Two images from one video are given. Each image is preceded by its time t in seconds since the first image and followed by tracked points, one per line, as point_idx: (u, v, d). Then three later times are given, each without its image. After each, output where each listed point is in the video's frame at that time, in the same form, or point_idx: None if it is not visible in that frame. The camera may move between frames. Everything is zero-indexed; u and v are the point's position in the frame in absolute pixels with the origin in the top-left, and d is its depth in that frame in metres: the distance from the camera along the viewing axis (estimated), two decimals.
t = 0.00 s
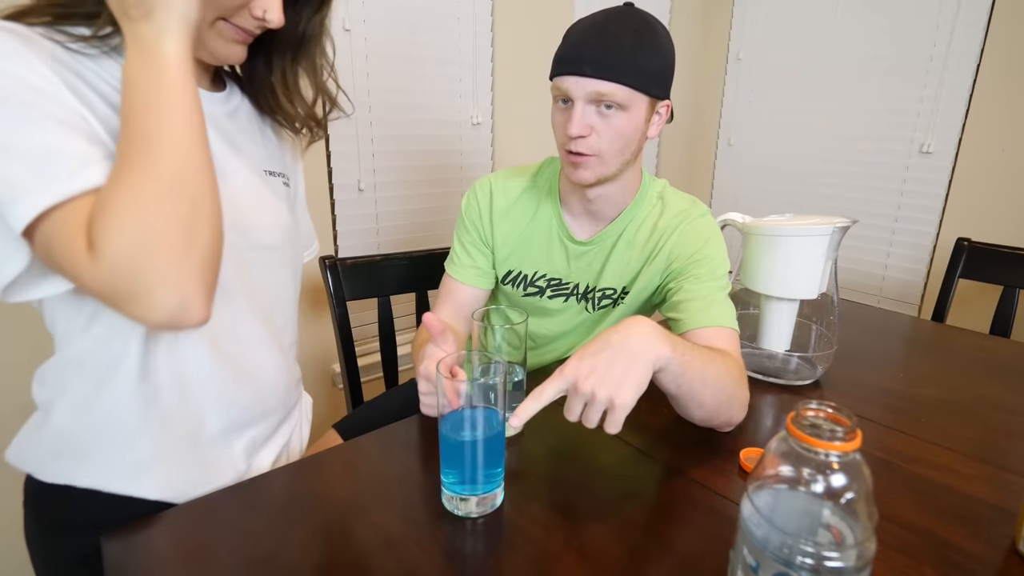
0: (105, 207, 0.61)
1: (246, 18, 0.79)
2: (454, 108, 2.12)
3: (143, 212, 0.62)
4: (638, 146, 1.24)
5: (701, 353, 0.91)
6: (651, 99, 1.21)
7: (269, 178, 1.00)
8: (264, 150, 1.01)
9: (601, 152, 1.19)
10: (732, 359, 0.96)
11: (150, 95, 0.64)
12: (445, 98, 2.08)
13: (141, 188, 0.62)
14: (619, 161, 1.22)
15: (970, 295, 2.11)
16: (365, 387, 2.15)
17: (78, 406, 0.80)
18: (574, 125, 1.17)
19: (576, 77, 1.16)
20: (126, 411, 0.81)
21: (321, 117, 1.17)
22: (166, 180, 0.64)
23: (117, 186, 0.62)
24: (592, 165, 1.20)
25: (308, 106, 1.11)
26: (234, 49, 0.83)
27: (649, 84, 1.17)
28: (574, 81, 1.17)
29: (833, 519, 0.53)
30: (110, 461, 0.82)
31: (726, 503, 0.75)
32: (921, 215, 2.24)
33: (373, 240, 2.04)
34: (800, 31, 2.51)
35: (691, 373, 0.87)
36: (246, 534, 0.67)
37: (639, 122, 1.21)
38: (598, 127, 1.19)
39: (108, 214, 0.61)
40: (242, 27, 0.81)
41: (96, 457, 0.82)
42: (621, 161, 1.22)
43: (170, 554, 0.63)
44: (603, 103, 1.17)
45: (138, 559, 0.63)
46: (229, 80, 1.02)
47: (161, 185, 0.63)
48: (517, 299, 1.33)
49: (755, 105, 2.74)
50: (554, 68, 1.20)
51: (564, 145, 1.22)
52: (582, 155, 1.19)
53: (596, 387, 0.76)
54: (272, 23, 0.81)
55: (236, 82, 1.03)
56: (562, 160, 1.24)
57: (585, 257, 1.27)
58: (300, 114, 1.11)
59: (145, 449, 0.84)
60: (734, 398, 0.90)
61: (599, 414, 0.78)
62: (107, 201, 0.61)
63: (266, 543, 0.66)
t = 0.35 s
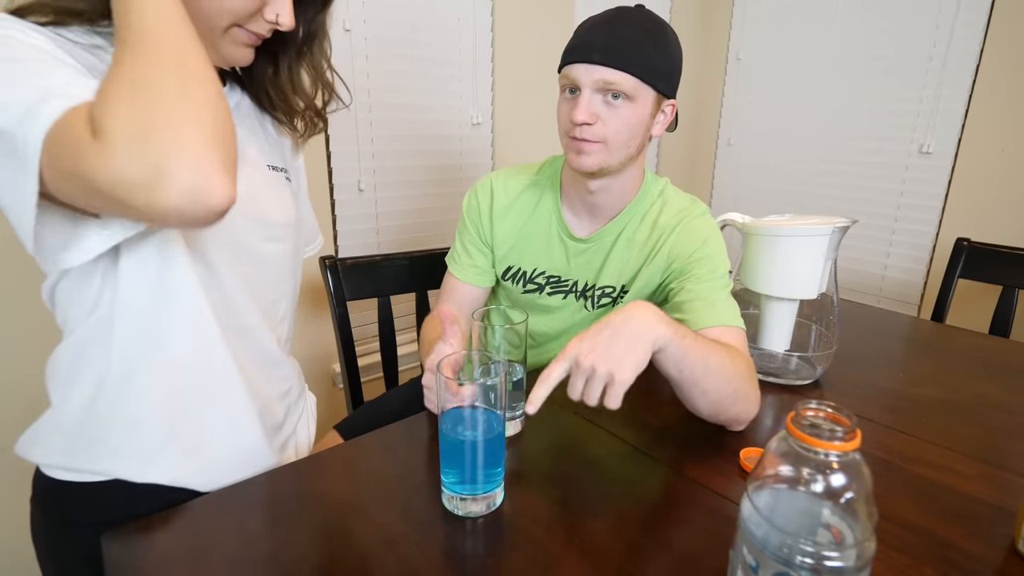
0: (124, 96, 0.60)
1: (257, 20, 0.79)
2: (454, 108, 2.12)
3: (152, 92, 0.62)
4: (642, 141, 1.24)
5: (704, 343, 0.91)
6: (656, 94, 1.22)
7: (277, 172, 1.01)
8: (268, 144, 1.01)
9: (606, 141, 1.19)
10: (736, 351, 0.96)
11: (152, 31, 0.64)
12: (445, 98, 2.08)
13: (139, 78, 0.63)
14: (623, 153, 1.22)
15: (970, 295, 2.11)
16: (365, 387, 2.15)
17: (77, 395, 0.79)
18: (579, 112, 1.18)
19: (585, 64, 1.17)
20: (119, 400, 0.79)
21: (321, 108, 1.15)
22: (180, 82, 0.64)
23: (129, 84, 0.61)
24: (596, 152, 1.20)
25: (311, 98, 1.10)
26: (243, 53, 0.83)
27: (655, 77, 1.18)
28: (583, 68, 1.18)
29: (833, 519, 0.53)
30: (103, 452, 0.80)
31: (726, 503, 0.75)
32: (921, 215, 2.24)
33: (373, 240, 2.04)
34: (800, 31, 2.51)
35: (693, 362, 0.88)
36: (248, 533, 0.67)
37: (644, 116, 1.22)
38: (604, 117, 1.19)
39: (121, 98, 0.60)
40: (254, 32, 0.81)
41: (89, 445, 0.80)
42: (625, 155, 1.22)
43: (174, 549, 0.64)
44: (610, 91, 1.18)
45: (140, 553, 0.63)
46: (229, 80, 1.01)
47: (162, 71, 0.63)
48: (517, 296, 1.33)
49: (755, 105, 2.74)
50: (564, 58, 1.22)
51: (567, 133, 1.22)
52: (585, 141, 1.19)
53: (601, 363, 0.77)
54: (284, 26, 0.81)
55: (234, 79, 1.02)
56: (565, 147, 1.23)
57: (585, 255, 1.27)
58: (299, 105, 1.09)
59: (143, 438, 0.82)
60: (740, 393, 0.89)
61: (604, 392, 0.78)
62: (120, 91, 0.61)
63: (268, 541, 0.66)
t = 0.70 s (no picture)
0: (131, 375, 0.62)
1: (273, 16, 0.77)
2: (454, 108, 2.12)
3: (166, 425, 0.64)
4: (638, 143, 1.23)
5: (686, 392, 0.94)
6: (654, 95, 1.22)
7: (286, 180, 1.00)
8: (276, 142, 1.01)
9: (599, 139, 1.19)
10: (724, 376, 0.99)
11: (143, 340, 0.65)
12: (446, 98, 2.08)
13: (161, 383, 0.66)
14: (618, 153, 1.21)
15: (970, 295, 2.11)
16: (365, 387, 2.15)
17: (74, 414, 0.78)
18: (575, 108, 1.18)
19: (583, 61, 1.18)
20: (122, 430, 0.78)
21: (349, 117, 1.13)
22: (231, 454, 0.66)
23: (156, 394, 0.64)
24: (587, 150, 1.19)
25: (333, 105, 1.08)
26: (259, 50, 0.80)
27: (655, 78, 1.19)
28: (582, 64, 1.19)
29: (833, 519, 0.53)
30: (98, 471, 0.79)
31: (726, 503, 0.75)
32: (921, 215, 2.24)
33: (373, 240, 2.04)
34: (801, 31, 2.51)
35: (662, 420, 0.89)
36: (250, 534, 0.67)
37: (642, 117, 1.22)
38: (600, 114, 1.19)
39: (119, 408, 0.62)
40: (270, 27, 0.79)
41: (86, 463, 0.79)
42: (619, 155, 1.21)
43: (172, 550, 0.64)
44: (607, 90, 1.18)
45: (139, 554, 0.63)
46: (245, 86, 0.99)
47: (215, 416, 0.65)
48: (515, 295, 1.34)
49: (755, 105, 2.74)
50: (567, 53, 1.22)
51: (564, 129, 1.22)
52: (579, 138, 1.19)
53: (553, 415, 0.86)
54: (299, 21, 0.80)
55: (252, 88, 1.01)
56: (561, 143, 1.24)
57: (582, 257, 1.27)
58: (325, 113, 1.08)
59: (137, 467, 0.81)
60: (730, 418, 0.90)
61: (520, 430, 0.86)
62: (122, 412, 0.62)
63: (267, 539, 0.66)
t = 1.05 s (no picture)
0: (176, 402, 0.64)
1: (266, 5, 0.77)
2: (454, 108, 2.12)
3: (221, 439, 0.65)
4: (633, 154, 1.22)
5: (697, 397, 0.92)
6: (655, 108, 1.21)
7: (287, 181, 0.99)
8: (281, 148, 1.01)
9: (591, 143, 1.20)
10: (736, 383, 0.97)
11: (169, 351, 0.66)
12: (446, 98, 2.08)
13: (218, 404, 0.68)
14: (611, 161, 1.21)
15: (970, 295, 2.11)
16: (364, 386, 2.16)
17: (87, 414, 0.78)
18: (572, 109, 1.20)
19: (589, 62, 1.20)
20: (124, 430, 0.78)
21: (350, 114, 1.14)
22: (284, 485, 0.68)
23: (213, 412, 0.66)
24: (580, 153, 1.21)
25: (336, 102, 1.08)
26: (259, 44, 0.80)
27: (655, 91, 1.18)
28: (587, 66, 1.20)
29: (833, 519, 0.53)
30: (106, 469, 0.79)
31: (727, 503, 0.75)
32: (920, 215, 2.24)
33: (373, 240, 2.04)
34: (801, 31, 2.51)
35: (668, 421, 0.89)
36: (249, 532, 0.67)
37: (641, 128, 1.21)
38: (597, 118, 1.20)
39: (176, 426, 0.64)
40: (268, 20, 0.79)
41: (94, 462, 0.79)
42: (613, 162, 1.21)
43: (172, 550, 0.64)
44: (606, 95, 1.19)
45: (142, 553, 0.63)
46: (248, 83, 0.99)
47: (267, 437, 0.67)
48: (511, 296, 1.35)
49: (755, 105, 2.74)
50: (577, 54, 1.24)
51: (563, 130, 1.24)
52: (574, 141, 1.21)
53: (563, 402, 0.87)
54: (296, 11, 0.79)
55: (254, 87, 1.00)
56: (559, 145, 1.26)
57: (580, 263, 1.27)
58: (326, 111, 1.08)
59: (144, 465, 0.81)
60: (738, 427, 0.89)
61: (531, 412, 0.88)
62: (180, 429, 0.64)
63: (269, 539, 0.66)
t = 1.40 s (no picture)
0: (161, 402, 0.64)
1: None
2: (454, 108, 2.12)
3: (204, 432, 0.65)
4: (639, 164, 1.22)
5: (698, 397, 0.92)
6: (663, 121, 1.21)
7: (294, 185, 0.99)
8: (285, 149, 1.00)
9: (597, 153, 1.20)
10: (736, 382, 0.98)
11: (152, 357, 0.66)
12: (445, 98, 2.08)
13: (199, 397, 0.67)
14: (616, 171, 1.21)
15: (970, 295, 2.11)
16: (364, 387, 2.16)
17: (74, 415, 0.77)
18: (580, 117, 1.20)
19: (598, 71, 1.20)
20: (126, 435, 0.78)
21: (355, 99, 1.12)
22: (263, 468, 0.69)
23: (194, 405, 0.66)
24: (585, 162, 1.20)
25: (341, 89, 1.06)
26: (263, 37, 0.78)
27: (663, 104, 1.18)
28: (596, 75, 1.20)
29: (833, 519, 0.53)
30: (111, 470, 0.79)
31: (727, 503, 0.75)
32: (921, 215, 2.24)
33: (373, 239, 2.04)
34: (800, 31, 2.51)
35: (670, 420, 0.89)
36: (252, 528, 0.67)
37: (647, 140, 1.21)
38: (604, 128, 1.19)
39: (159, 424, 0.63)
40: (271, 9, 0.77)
41: (99, 463, 0.79)
42: (617, 173, 1.21)
43: (175, 547, 0.64)
44: (614, 105, 1.19)
45: (148, 550, 0.63)
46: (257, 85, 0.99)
47: (245, 422, 0.67)
48: (506, 297, 1.34)
49: (755, 105, 2.74)
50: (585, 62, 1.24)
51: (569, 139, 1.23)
52: (580, 150, 1.21)
53: (563, 400, 0.87)
54: None
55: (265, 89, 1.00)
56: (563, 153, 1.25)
57: (578, 267, 1.27)
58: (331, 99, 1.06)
59: (149, 467, 0.81)
60: (739, 426, 0.89)
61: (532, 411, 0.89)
62: (173, 432, 0.64)
63: (269, 539, 0.66)
